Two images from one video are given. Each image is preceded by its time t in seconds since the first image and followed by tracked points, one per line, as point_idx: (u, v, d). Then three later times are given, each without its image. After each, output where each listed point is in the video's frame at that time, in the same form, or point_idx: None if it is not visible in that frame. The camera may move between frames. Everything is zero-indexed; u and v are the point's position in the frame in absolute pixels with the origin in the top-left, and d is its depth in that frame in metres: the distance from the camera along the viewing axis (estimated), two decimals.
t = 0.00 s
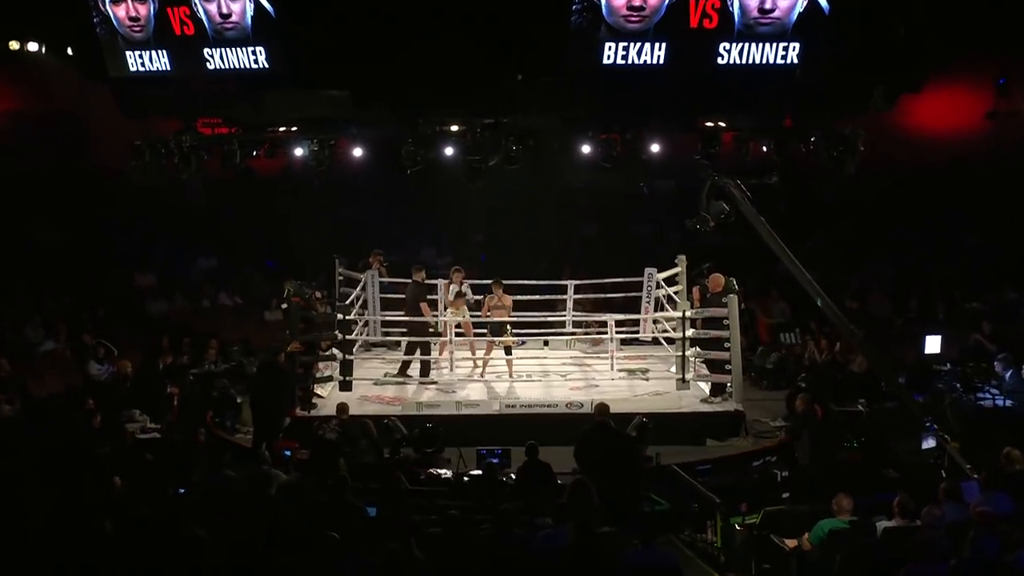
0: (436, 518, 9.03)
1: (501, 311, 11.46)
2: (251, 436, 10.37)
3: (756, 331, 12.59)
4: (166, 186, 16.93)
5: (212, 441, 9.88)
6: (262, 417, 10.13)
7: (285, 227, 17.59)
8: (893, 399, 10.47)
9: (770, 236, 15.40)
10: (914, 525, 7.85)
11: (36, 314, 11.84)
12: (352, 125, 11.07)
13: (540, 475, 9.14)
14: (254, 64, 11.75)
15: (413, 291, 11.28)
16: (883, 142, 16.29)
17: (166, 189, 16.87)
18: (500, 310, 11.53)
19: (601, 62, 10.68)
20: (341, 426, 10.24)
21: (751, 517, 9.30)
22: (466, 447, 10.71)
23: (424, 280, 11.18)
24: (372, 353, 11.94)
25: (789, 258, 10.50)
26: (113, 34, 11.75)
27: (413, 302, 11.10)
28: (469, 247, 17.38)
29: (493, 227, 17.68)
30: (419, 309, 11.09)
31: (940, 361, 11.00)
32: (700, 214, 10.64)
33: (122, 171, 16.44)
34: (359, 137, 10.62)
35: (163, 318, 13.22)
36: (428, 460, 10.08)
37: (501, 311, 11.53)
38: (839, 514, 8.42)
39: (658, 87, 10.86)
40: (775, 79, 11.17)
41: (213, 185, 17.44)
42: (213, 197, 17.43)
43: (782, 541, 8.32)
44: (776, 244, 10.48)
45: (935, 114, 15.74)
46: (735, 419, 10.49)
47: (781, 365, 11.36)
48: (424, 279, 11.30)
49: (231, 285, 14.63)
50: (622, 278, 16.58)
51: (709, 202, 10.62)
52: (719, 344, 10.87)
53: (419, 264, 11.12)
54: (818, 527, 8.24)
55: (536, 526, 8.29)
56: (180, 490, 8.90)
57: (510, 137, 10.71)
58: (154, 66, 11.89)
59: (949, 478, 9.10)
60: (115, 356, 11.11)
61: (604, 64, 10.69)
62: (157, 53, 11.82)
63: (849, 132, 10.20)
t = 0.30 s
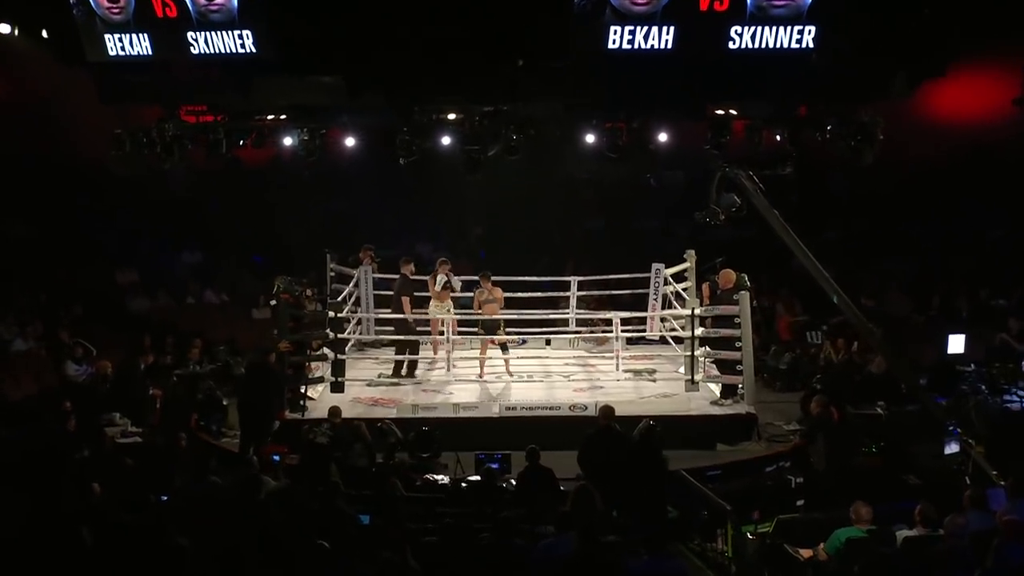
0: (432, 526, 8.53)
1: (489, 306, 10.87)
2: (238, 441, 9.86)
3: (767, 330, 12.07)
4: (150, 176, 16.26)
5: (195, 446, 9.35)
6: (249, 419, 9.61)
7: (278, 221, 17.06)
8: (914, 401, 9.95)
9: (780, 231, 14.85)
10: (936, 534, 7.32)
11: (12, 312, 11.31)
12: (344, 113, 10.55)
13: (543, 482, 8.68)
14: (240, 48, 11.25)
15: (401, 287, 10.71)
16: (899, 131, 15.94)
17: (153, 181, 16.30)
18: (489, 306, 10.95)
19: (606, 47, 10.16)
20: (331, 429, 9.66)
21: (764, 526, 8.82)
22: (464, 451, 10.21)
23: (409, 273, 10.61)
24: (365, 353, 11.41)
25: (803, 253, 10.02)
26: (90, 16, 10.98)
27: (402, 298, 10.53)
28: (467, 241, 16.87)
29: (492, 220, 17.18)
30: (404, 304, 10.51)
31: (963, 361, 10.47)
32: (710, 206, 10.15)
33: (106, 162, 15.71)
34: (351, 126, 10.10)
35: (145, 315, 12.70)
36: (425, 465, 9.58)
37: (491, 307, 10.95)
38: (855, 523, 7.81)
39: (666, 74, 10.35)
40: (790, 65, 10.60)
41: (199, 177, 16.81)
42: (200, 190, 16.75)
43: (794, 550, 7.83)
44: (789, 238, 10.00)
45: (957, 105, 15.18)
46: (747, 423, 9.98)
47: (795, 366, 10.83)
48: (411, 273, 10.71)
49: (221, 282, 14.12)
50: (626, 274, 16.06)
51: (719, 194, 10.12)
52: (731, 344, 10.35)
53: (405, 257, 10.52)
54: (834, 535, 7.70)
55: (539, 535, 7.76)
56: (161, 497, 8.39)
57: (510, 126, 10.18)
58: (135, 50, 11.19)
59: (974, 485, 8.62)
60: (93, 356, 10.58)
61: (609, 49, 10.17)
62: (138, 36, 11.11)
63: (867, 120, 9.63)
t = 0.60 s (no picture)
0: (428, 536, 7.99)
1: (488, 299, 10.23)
2: (223, 446, 9.32)
3: (781, 328, 11.49)
4: (131, 166, 15.25)
5: (176, 452, 8.82)
6: (235, 423, 9.08)
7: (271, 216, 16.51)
8: (939, 404, 9.40)
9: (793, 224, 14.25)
10: (963, 545, 6.68)
11: None
12: (335, 99, 9.98)
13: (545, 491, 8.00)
14: (225, 31, 8.83)
15: (388, 282, 10.12)
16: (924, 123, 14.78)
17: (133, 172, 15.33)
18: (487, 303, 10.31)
19: (612, 30, 8.79)
20: (323, 432, 9.19)
21: (779, 537, 8.28)
22: (462, 456, 9.67)
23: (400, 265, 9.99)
24: (357, 353, 10.83)
25: (818, 247, 9.52)
26: None
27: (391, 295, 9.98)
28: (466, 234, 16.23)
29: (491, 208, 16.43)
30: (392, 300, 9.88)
31: (990, 361, 9.91)
32: (721, 197, 9.60)
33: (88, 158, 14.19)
34: (342, 113, 9.88)
35: (126, 312, 12.18)
36: (420, 472, 9.08)
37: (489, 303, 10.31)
38: (875, 533, 7.15)
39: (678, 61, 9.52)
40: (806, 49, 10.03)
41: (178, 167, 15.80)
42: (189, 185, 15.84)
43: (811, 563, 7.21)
44: (806, 232, 9.47)
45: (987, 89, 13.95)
46: (761, 426, 9.44)
47: (812, 367, 10.29)
48: (397, 269, 10.07)
49: (210, 279, 13.59)
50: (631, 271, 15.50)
51: (732, 185, 9.58)
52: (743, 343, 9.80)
53: (391, 250, 9.88)
54: (853, 543, 7.05)
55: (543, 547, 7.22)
56: (141, 506, 7.86)
57: (511, 113, 9.67)
58: (113, 33, 8.95)
59: (1006, 494, 8.07)
60: (71, 357, 10.03)
61: (615, 33, 8.81)
62: (115, 15, 8.87)
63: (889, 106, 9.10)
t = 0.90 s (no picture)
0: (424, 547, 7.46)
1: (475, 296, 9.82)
2: (206, 451, 8.82)
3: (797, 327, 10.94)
4: (107, 155, 14.32)
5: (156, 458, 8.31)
6: (218, 427, 8.54)
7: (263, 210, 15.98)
8: (966, 407, 8.85)
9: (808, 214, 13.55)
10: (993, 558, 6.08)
11: None
12: (327, 85, 9.48)
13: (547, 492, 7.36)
14: (208, 11, 8.32)
15: (377, 280, 9.23)
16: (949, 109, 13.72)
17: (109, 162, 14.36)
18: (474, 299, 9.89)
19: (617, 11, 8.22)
20: (312, 436, 8.61)
21: (795, 548, 7.78)
22: (459, 462, 9.15)
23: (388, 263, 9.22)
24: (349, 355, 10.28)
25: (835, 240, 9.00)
26: None
27: (382, 296, 9.12)
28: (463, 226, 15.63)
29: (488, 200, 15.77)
30: (380, 301, 9.10)
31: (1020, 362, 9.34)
32: (732, 188, 9.10)
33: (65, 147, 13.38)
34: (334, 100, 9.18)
35: (100, 310, 11.79)
36: (415, 479, 8.55)
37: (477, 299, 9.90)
38: (895, 544, 6.48)
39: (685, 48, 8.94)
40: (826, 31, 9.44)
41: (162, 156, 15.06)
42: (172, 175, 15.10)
43: None
44: (823, 224, 8.91)
45: None
46: (776, 431, 8.90)
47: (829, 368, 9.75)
48: (385, 266, 9.32)
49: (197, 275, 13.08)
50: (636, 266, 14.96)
51: (745, 175, 9.08)
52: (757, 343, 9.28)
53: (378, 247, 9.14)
54: (872, 556, 6.39)
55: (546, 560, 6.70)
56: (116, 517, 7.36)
57: (511, 98, 9.25)
58: (87, 13, 8.44)
59: None
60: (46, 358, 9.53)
61: (621, 13, 8.22)
62: None
63: (913, 91, 8.58)
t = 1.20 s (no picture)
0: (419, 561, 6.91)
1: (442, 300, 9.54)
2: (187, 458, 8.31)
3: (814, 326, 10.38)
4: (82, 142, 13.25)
5: (133, 464, 7.80)
6: (198, 432, 8.03)
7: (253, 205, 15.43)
8: (997, 411, 8.30)
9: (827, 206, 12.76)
10: None
11: None
12: (316, 69, 8.92)
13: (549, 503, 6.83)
14: None
15: (362, 276, 8.60)
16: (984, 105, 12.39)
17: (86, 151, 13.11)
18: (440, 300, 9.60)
19: None
20: (299, 442, 8.09)
21: (815, 563, 7.28)
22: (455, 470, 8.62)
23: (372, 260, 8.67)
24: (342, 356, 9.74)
25: (855, 233, 8.45)
26: None
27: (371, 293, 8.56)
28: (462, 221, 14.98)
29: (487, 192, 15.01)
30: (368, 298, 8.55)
31: None
32: (746, 178, 8.56)
33: (38, 135, 12.23)
34: (321, 84, 9.17)
35: (76, 310, 11.33)
36: (409, 487, 8.02)
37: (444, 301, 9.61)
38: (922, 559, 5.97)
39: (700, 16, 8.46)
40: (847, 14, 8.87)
41: (142, 142, 13.65)
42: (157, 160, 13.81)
43: None
44: (841, 216, 8.33)
45: None
46: (793, 437, 8.37)
47: (849, 370, 9.21)
48: (371, 261, 8.76)
49: (182, 271, 12.51)
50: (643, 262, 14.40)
51: (760, 165, 8.54)
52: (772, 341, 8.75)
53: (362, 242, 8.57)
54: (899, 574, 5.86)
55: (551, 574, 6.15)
56: (90, 528, 6.85)
57: (512, 84, 8.73)
58: None
59: None
60: (18, 360, 9.01)
61: None
62: None
63: (938, 75, 8.02)
